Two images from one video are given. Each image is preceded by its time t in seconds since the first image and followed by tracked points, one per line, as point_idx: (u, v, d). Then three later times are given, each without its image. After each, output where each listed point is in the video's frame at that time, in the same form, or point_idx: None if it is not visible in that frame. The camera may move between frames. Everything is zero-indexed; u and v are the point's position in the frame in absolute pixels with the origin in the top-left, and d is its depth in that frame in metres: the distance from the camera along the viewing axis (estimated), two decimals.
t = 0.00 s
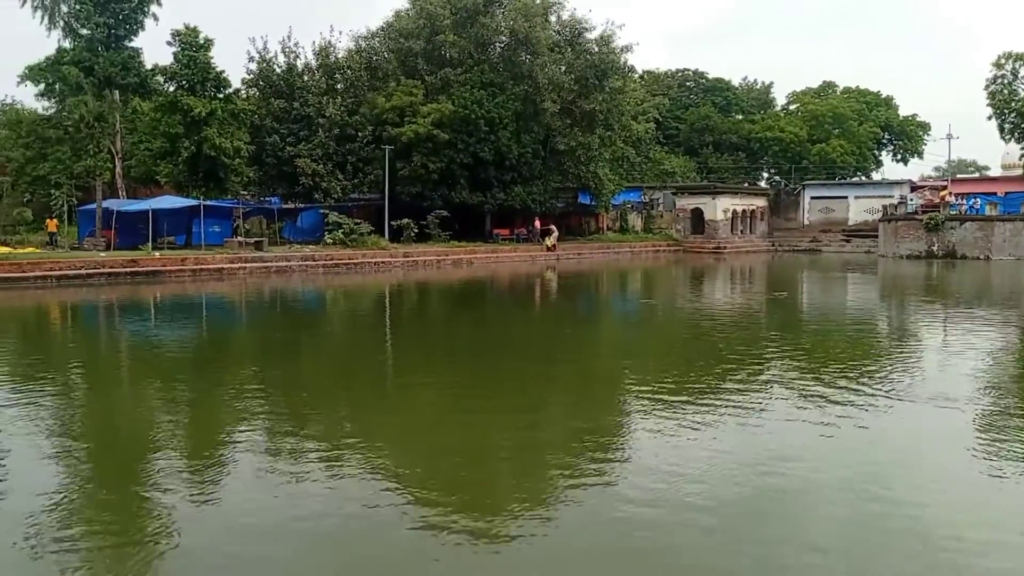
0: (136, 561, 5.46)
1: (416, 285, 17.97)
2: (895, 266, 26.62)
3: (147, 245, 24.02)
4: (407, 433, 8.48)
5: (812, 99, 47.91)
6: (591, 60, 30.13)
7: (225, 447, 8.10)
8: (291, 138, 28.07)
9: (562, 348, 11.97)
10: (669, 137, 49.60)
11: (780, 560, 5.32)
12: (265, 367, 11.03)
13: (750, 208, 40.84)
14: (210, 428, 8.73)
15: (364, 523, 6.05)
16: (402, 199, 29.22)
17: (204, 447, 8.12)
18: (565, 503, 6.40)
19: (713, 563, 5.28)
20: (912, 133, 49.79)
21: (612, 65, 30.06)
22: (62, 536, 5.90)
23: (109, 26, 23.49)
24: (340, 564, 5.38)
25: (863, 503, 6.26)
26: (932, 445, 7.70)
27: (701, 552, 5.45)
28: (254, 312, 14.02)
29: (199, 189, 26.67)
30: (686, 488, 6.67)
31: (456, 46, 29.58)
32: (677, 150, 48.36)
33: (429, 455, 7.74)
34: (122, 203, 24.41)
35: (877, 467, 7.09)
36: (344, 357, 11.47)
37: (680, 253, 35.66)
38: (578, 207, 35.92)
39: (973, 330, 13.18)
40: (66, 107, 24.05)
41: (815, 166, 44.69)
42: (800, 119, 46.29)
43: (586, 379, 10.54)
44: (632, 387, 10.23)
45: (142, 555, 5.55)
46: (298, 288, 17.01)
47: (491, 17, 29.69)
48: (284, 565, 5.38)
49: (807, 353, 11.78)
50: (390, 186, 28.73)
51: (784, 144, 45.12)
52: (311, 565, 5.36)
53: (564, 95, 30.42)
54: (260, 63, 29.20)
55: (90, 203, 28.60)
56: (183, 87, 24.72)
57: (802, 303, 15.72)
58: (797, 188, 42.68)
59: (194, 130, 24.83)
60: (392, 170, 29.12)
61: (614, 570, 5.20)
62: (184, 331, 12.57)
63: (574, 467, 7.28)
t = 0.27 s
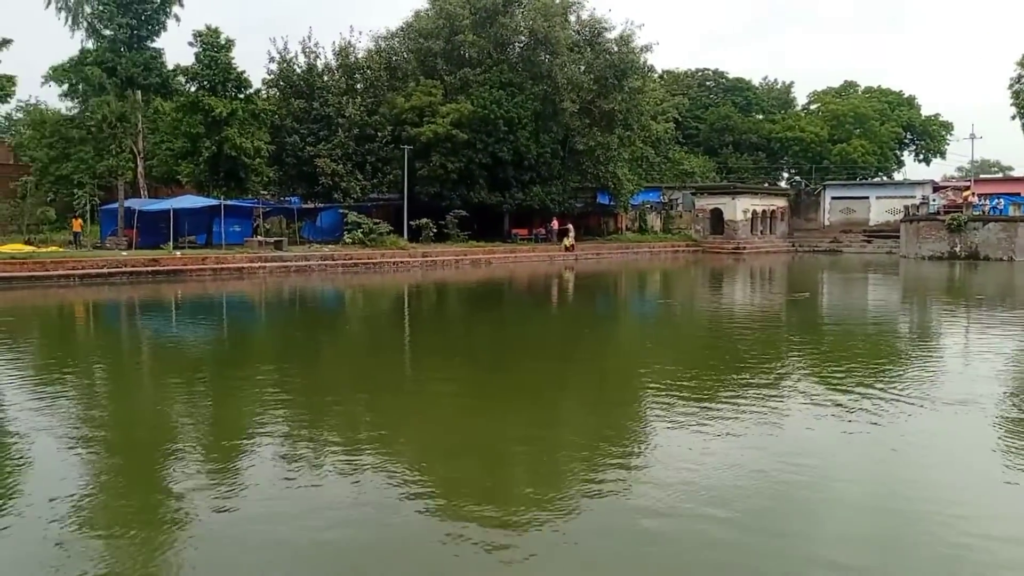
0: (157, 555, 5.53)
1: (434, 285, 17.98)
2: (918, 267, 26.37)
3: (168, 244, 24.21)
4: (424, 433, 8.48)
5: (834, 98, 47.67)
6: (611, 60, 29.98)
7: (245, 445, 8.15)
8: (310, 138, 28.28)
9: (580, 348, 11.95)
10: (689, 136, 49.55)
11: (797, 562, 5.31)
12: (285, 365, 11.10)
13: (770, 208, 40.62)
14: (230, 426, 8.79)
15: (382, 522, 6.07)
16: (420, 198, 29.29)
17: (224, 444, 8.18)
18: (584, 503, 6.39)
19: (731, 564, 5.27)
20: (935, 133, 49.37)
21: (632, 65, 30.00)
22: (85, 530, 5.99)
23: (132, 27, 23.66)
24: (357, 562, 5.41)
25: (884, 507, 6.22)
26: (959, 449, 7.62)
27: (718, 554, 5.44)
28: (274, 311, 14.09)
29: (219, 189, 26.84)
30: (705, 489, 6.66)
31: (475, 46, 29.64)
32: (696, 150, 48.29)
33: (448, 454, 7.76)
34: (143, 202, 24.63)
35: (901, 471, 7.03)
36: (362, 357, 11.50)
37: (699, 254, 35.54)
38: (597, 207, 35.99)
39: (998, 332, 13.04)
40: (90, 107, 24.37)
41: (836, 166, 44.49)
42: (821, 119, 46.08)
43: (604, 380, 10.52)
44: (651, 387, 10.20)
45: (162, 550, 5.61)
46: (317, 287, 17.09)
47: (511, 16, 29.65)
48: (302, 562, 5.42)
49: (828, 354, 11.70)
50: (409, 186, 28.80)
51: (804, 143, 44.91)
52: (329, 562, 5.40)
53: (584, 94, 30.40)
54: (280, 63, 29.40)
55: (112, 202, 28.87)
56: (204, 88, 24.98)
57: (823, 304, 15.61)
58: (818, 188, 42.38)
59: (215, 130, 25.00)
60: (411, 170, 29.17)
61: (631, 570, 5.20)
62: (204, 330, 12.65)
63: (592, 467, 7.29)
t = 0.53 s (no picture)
0: (170, 554, 5.55)
1: (449, 284, 17.97)
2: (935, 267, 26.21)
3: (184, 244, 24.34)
4: (438, 433, 8.46)
5: (850, 98, 47.47)
6: (625, 60, 30.00)
7: (258, 444, 8.18)
8: (326, 138, 28.32)
9: (594, 349, 11.93)
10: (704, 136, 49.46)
11: (810, 566, 5.27)
12: (300, 365, 11.14)
13: (785, 208, 40.44)
14: (245, 426, 8.81)
15: (394, 521, 6.08)
16: (434, 198, 29.32)
17: (239, 444, 8.19)
18: (598, 505, 6.36)
19: (743, 566, 5.25)
20: (953, 133, 49.07)
21: (646, 64, 29.98)
22: (99, 528, 6.01)
23: (149, 28, 23.92)
24: (368, 562, 5.41)
25: (898, 509, 6.18)
26: (979, 453, 7.53)
27: (730, 555, 5.42)
28: (289, 311, 14.11)
29: (235, 189, 26.97)
30: (720, 490, 6.63)
31: (490, 46, 29.66)
32: (711, 150, 48.20)
33: (461, 454, 7.75)
34: (160, 202, 24.78)
35: (919, 473, 6.97)
36: (376, 357, 11.50)
37: (714, 254, 35.39)
38: (611, 207, 35.95)
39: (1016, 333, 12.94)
40: (107, 107, 24.55)
41: (852, 165, 44.30)
42: (837, 119, 45.89)
43: (618, 380, 10.49)
44: (665, 388, 10.16)
45: (175, 548, 5.63)
46: (332, 287, 17.14)
47: (525, 16, 29.69)
48: (313, 562, 5.43)
49: (843, 355, 11.63)
50: (423, 186, 28.86)
51: (820, 143, 44.70)
52: (339, 562, 5.41)
53: (598, 94, 30.40)
54: (296, 64, 29.56)
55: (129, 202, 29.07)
56: (221, 88, 25.12)
57: (838, 304, 15.53)
58: (833, 188, 41.99)
59: (230, 130, 25.15)
60: (425, 170, 29.23)
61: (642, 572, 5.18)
62: (219, 330, 12.68)
63: (605, 467, 7.28)
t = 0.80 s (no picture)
0: (188, 551, 5.60)
1: (462, 284, 17.99)
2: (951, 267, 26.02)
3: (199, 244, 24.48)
4: (453, 433, 8.46)
5: (864, 97, 47.28)
6: (638, 59, 30.02)
7: (274, 443, 8.23)
8: (339, 138, 28.31)
9: (607, 348, 11.92)
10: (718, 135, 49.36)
11: (825, 566, 5.27)
12: (314, 365, 11.16)
13: (799, 207, 40.30)
14: (260, 425, 8.86)
15: (410, 520, 6.11)
16: (447, 198, 29.36)
17: (255, 442, 8.24)
18: (613, 504, 6.36)
19: (759, 566, 5.25)
20: (968, 131, 48.77)
21: (659, 63, 29.98)
22: (118, 525, 6.07)
23: (164, 28, 24.02)
24: (383, 560, 5.44)
25: (916, 509, 6.16)
26: (998, 454, 7.49)
27: (746, 555, 5.42)
28: (303, 311, 14.16)
29: (250, 189, 27.14)
30: (735, 490, 6.63)
31: (503, 46, 29.62)
32: (725, 150, 48.11)
33: (476, 454, 7.75)
34: (175, 202, 24.96)
35: (937, 474, 6.94)
36: (389, 356, 11.53)
37: (727, 253, 35.28)
38: (624, 207, 35.90)
39: None
40: (123, 108, 24.69)
41: (866, 164, 44.08)
42: (851, 118, 45.71)
43: (632, 381, 10.45)
44: (679, 389, 10.13)
45: (193, 545, 5.68)
46: (346, 287, 17.20)
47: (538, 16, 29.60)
48: (330, 559, 5.46)
49: (858, 355, 11.56)
50: (436, 186, 28.94)
51: (835, 142, 44.48)
52: (355, 561, 5.44)
53: (611, 94, 30.40)
54: (309, 64, 29.67)
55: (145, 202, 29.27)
56: (235, 89, 25.26)
57: (853, 304, 15.45)
58: (848, 187, 41.85)
59: (245, 131, 25.30)
60: (438, 170, 29.33)
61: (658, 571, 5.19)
62: (233, 329, 12.73)
63: (620, 467, 7.27)
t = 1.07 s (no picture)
0: (199, 547, 5.62)
1: (476, 283, 17.99)
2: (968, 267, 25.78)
3: (214, 243, 24.62)
4: (466, 432, 8.47)
5: (881, 96, 47.05)
6: (653, 58, 30.01)
7: (287, 441, 8.26)
8: (354, 137, 28.33)
9: (621, 348, 11.90)
10: (733, 135, 49.30)
11: (836, 564, 5.26)
12: (328, 363, 11.21)
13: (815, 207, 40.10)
14: (274, 423, 8.89)
15: (420, 518, 6.11)
16: (461, 197, 29.39)
17: (268, 441, 8.28)
18: (626, 502, 6.37)
19: (771, 566, 5.22)
20: (986, 130, 48.41)
21: (674, 62, 29.95)
22: (131, 521, 6.11)
23: (181, 28, 24.13)
24: (395, 556, 5.46)
25: (928, 509, 6.15)
26: (1014, 454, 7.44)
27: (757, 555, 5.38)
28: (317, 310, 14.19)
29: (265, 188, 27.29)
30: (747, 488, 6.64)
31: (517, 46, 29.58)
32: (740, 149, 48.04)
33: (488, 453, 7.77)
34: (191, 201, 25.11)
35: (953, 475, 6.88)
36: (403, 355, 11.55)
37: (742, 252, 35.14)
38: (638, 206, 35.86)
39: None
40: (139, 108, 24.90)
41: (883, 164, 43.85)
42: (868, 116, 45.51)
43: (645, 380, 10.43)
44: (692, 388, 10.11)
45: (205, 542, 5.71)
46: (359, 286, 17.25)
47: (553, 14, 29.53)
48: (340, 556, 5.48)
49: (873, 355, 11.50)
50: (450, 185, 28.98)
51: (851, 141, 44.26)
52: (365, 559, 5.44)
53: (626, 93, 30.39)
54: (324, 64, 29.75)
55: (162, 201, 29.47)
56: (250, 88, 25.40)
57: (869, 304, 15.36)
58: (864, 186, 41.62)
59: (260, 130, 25.49)
60: (452, 170, 29.37)
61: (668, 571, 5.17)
62: (247, 328, 12.78)
63: (632, 465, 7.29)
